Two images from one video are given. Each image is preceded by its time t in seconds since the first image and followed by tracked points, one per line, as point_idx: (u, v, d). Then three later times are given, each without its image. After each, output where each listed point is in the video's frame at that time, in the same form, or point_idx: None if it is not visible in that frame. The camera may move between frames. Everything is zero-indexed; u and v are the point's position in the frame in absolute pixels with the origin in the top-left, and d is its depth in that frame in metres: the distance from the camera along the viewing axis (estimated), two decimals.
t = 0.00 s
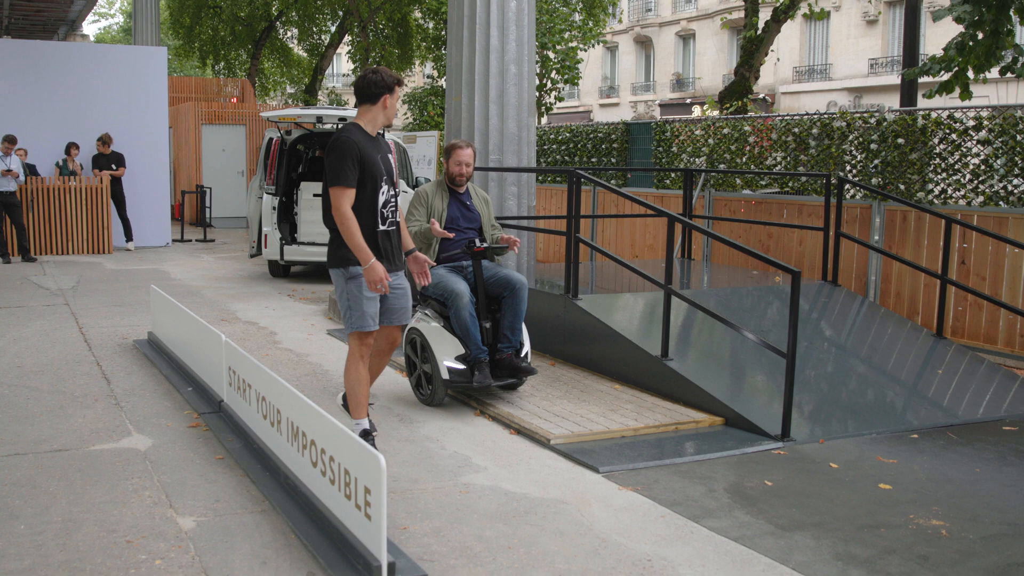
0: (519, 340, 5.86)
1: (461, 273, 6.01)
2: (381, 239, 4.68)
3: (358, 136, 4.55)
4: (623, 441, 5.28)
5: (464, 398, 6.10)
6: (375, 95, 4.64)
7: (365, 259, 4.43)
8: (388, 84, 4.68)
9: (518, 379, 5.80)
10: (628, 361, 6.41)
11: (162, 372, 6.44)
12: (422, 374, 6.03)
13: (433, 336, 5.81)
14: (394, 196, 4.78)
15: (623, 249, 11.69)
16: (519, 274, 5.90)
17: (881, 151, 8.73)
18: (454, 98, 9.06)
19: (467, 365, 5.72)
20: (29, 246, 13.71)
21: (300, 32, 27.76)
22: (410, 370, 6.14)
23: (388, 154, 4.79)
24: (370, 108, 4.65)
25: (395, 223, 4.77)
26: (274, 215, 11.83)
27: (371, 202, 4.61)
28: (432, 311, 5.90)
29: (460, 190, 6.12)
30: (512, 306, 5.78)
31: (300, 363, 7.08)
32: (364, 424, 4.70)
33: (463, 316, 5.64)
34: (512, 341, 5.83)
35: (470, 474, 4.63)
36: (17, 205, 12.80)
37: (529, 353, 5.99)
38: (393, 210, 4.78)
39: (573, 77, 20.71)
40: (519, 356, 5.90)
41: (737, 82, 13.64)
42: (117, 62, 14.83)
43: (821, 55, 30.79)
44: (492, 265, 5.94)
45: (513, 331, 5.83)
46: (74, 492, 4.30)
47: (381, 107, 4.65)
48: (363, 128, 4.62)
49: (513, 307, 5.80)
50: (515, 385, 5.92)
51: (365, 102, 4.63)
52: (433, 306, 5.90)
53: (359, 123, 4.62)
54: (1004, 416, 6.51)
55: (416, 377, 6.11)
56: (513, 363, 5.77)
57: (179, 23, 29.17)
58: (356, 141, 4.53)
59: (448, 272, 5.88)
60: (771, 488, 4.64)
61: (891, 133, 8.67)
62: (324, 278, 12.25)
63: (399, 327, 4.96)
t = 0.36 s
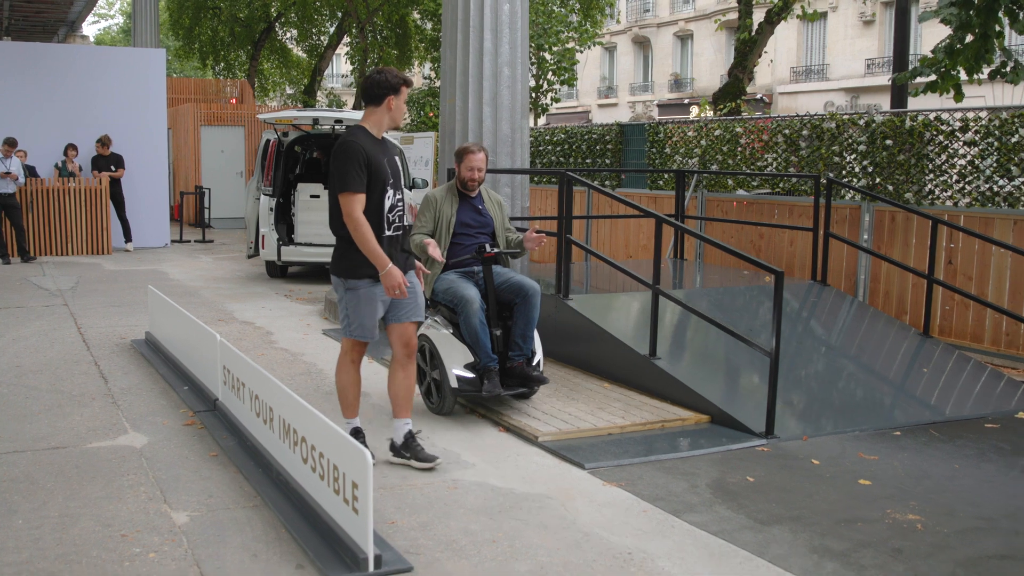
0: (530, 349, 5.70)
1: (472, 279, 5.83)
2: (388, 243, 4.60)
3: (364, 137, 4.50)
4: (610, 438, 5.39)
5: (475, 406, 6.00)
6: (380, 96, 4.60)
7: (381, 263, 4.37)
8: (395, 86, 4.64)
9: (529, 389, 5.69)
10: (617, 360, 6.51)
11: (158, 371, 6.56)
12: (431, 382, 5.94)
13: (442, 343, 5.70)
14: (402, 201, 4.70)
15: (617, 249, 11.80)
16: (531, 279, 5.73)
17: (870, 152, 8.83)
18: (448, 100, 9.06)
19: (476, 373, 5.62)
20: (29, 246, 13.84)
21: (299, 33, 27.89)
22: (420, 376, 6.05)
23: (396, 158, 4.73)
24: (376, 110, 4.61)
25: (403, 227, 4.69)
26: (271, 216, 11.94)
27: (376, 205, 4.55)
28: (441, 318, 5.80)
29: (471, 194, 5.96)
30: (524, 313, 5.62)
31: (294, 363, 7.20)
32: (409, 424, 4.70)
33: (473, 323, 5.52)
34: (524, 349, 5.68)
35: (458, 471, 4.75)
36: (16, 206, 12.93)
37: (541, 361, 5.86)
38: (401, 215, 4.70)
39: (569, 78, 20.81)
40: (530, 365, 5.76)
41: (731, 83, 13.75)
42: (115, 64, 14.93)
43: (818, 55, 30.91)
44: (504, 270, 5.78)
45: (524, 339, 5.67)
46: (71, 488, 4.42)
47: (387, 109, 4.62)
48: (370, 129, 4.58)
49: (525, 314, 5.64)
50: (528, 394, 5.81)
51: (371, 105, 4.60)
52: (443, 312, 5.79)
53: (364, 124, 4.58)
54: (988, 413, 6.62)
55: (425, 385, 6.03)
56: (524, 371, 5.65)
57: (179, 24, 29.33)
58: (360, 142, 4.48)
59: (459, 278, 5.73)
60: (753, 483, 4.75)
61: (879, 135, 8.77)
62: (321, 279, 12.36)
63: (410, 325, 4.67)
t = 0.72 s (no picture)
0: (540, 353, 5.63)
1: (479, 282, 5.80)
2: (408, 244, 4.55)
3: (381, 135, 4.47)
4: (596, 431, 5.52)
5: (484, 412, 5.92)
6: (405, 95, 4.55)
7: (376, 264, 4.34)
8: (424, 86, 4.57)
9: (538, 395, 5.60)
10: (605, 357, 6.65)
11: (156, 367, 6.70)
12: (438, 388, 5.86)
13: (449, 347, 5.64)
14: (427, 202, 4.62)
15: (611, 249, 11.93)
16: (540, 283, 5.68)
17: (858, 153, 8.97)
18: (442, 101, 9.14)
19: (485, 379, 5.55)
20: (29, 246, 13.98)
21: (298, 34, 28.02)
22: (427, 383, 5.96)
23: (426, 157, 4.65)
24: (400, 109, 4.56)
25: (426, 228, 4.61)
26: (269, 215, 12.08)
27: (395, 204, 4.49)
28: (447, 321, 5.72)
29: (481, 198, 5.98)
30: (533, 316, 5.57)
31: (290, 359, 7.34)
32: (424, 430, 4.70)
33: (480, 327, 5.44)
34: (533, 354, 5.61)
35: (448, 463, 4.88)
36: (17, 207, 13.08)
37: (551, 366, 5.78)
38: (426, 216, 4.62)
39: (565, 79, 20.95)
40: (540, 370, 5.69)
41: (724, 84, 13.88)
42: (115, 65, 15.09)
43: (815, 56, 31.03)
44: (512, 274, 5.73)
45: (534, 343, 5.60)
46: (71, 478, 4.56)
47: (410, 108, 4.54)
48: (391, 127, 4.54)
49: (534, 317, 5.59)
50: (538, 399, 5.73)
51: (396, 103, 4.55)
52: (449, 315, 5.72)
53: (388, 124, 4.55)
54: (969, 408, 6.74)
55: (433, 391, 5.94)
56: (534, 377, 5.57)
57: (179, 24, 29.51)
58: (379, 141, 4.44)
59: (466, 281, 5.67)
60: (733, 475, 4.88)
61: (866, 135, 8.90)
62: (318, 278, 12.50)
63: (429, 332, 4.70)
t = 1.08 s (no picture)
0: (546, 358, 5.51)
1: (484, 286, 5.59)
2: (416, 244, 4.53)
3: (385, 137, 4.49)
4: (581, 425, 5.70)
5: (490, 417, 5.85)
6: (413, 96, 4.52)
7: (371, 260, 4.33)
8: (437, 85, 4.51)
9: (545, 401, 5.52)
10: (592, 353, 6.81)
11: (154, 364, 6.88)
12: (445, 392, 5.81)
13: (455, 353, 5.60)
14: (439, 202, 4.59)
15: (604, 249, 12.11)
16: (546, 286, 5.53)
17: (843, 154, 9.14)
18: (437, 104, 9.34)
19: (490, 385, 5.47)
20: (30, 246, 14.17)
21: (298, 35, 28.22)
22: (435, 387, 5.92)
23: (439, 157, 4.61)
24: (408, 110, 4.54)
25: (436, 229, 4.59)
26: (267, 216, 12.26)
27: (403, 206, 4.49)
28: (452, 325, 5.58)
29: (489, 199, 5.77)
30: (539, 321, 5.43)
31: (286, 356, 7.53)
32: (402, 437, 4.50)
33: (485, 332, 5.30)
34: (539, 359, 5.48)
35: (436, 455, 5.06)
36: (18, 207, 13.28)
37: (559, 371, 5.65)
38: (437, 216, 4.59)
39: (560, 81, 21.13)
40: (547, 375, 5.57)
41: (716, 86, 14.06)
42: (115, 67, 15.30)
43: (811, 57, 31.19)
44: (518, 277, 5.57)
45: (540, 348, 5.48)
46: (72, 468, 4.75)
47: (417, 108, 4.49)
48: (399, 129, 4.55)
49: (541, 322, 5.45)
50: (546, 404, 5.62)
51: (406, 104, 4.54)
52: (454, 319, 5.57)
53: (397, 126, 4.55)
54: (946, 402, 6.92)
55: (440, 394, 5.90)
56: (540, 383, 5.47)
57: (179, 26, 29.75)
58: (383, 144, 4.46)
59: (472, 284, 5.47)
60: (711, 466, 5.06)
61: (852, 137, 9.07)
62: (315, 277, 12.67)
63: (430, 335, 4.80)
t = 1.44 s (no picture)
0: (546, 364, 5.47)
1: (485, 289, 5.57)
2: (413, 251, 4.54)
3: (373, 148, 4.45)
4: (560, 418, 5.91)
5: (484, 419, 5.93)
6: (402, 103, 4.47)
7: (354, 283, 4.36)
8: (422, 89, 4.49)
9: (544, 408, 5.46)
10: (576, 349, 7.01)
11: (151, 360, 7.09)
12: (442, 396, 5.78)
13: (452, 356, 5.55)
14: (430, 207, 4.61)
15: (594, 249, 12.31)
16: (548, 291, 5.49)
17: (824, 155, 9.34)
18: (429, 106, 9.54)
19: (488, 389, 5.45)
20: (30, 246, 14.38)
21: (296, 37, 28.43)
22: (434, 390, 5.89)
23: (426, 161, 4.61)
24: (396, 117, 4.49)
25: (431, 234, 4.61)
26: (263, 216, 12.46)
27: (397, 215, 4.49)
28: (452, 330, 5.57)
29: (490, 201, 5.73)
30: (539, 326, 5.40)
31: (279, 352, 7.74)
32: (398, 449, 4.48)
33: (484, 336, 5.28)
34: (539, 365, 5.45)
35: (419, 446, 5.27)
36: (19, 208, 13.50)
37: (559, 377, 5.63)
38: (430, 221, 4.61)
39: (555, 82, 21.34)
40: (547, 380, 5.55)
41: (706, 88, 14.26)
42: (114, 69, 15.53)
43: (807, 59, 31.39)
44: (520, 281, 5.52)
45: (540, 354, 5.44)
46: (69, 458, 4.96)
47: (407, 114, 4.46)
48: (387, 136, 4.51)
49: (541, 327, 5.42)
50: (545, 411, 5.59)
51: (393, 110, 4.49)
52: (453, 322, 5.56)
53: (384, 134, 4.50)
54: (918, 397, 7.12)
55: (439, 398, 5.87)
56: (539, 389, 5.43)
57: (178, 28, 30.00)
58: (372, 156, 4.43)
59: (472, 288, 5.45)
60: (684, 455, 5.27)
61: (833, 138, 9.27)
62: (310, 277, 12.86)
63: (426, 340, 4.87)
